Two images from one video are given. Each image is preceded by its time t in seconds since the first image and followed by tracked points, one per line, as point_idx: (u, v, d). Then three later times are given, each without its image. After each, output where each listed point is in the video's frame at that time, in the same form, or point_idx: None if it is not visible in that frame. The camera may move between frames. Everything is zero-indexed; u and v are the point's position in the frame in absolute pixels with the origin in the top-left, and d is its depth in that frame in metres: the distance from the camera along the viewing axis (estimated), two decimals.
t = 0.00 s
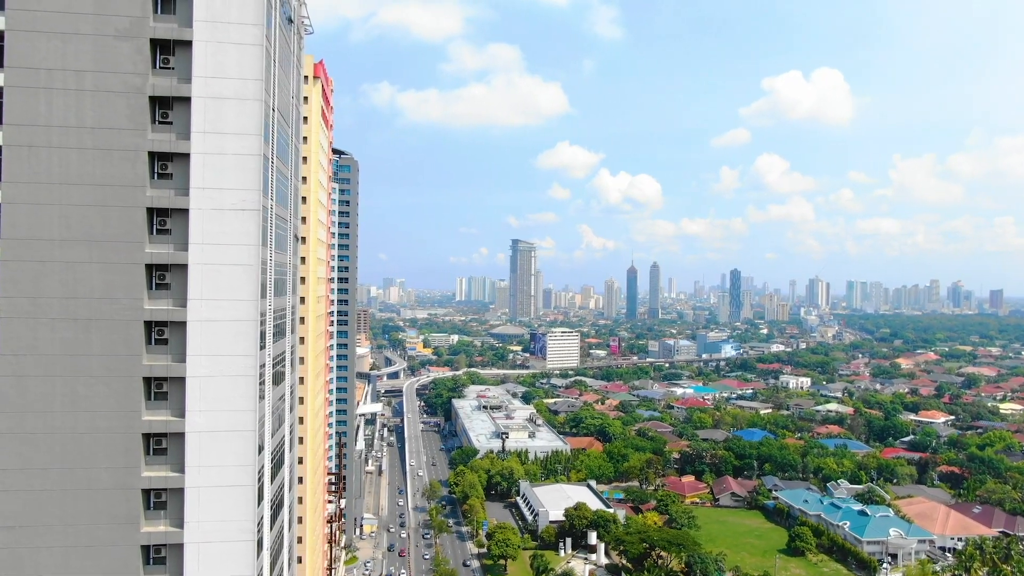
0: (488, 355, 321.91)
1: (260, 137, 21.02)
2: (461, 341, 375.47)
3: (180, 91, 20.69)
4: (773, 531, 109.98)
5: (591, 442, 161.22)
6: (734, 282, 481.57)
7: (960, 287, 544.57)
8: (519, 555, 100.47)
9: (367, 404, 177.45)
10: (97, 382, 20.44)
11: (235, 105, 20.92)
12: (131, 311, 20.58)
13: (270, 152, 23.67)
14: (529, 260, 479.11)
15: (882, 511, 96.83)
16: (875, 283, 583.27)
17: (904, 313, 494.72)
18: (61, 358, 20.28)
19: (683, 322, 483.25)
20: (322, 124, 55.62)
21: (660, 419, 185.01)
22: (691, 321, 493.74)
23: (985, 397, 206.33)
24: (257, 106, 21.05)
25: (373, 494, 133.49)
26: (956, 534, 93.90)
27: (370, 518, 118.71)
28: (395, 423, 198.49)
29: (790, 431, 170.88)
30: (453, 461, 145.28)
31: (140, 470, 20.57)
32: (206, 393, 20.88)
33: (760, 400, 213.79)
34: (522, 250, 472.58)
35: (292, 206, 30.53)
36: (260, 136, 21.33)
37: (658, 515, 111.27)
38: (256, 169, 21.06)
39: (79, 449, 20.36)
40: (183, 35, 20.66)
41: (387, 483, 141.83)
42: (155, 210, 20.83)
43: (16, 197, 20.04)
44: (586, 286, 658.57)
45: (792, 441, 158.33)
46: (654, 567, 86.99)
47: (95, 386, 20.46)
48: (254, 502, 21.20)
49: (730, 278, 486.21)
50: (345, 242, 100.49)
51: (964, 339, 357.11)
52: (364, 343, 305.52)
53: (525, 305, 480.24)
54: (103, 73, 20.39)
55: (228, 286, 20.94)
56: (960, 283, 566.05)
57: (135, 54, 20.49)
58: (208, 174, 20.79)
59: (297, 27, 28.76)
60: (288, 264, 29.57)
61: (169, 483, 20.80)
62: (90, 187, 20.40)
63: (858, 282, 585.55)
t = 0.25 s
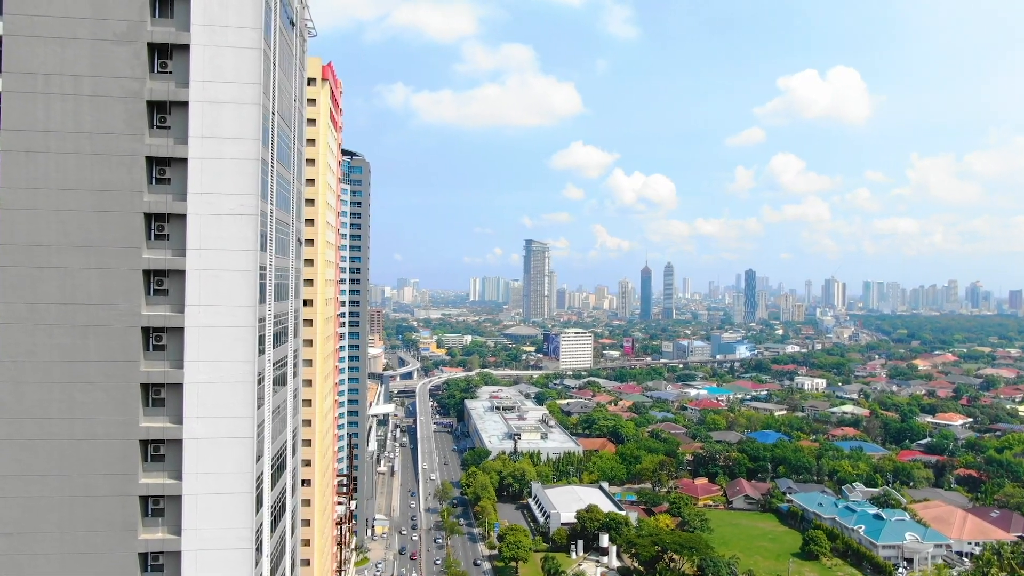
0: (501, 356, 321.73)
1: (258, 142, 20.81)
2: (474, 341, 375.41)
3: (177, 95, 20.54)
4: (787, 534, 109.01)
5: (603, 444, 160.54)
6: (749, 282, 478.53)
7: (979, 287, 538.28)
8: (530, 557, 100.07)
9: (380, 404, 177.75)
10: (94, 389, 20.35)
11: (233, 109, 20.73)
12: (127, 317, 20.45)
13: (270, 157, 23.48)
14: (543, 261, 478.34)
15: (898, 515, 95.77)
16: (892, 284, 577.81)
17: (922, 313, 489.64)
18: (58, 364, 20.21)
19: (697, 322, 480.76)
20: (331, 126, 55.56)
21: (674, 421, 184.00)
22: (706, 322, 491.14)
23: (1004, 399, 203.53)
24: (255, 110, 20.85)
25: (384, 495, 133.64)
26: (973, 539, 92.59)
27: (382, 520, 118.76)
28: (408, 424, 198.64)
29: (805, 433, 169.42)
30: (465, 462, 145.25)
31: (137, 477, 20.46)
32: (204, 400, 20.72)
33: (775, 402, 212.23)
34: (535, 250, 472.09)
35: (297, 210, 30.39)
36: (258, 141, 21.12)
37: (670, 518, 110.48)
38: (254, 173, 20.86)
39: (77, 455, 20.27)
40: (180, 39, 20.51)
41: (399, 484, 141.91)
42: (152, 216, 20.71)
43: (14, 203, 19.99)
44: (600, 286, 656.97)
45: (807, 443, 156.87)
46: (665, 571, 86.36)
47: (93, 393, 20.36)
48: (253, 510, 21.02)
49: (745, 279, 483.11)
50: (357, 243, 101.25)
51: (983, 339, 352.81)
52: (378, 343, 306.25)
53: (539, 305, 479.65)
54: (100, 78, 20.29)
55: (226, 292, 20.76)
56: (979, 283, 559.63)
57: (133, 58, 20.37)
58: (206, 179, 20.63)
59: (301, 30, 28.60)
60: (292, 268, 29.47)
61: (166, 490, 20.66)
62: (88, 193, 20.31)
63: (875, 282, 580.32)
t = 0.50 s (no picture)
0: (514, 356, 321.49)
1: (255, 147, 20.62)
2: (487, 341, 375.49)
3: (174, 99, 20.37)
4: (801, 538, 108.08)
5: (615, 446, 159.82)
6: (763, 283, 475.74)
7: (998, 288, 532.16)
8: (541, 560, 99.67)
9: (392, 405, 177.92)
10: (92, 395, 20.24)
11: (230, 113, 20.53)
12: (124, 324, 20.31)
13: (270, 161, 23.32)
14: (556, 261, 477.37)
15: (914, 519, 94.54)
16: (908, 284, 572.53)
17: (939, 314, 484.66)
18: (56, 370, 20.10)
19: (711, 323, 478.91)
20: (339, 128, 55.48)
21: (687, 422, 183.02)
22: (720, 322, 488.66)
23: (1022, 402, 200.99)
24: (253, 114, 20.65)
25: (396, 496, 133.85)
26: (991, 544, 91.29)
27: (393, 521, 118.73)
28: (420, 425, 198.63)
29: (820, 435, 168.02)
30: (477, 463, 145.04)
31: (134, 484, 20.34)
32: (201, 407, 20.54)
33: (789, 403, 210.70)
34: (549, 251, 471.34)
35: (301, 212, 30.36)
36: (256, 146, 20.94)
37: (682, 521, 109.65)
38: (252, 178, 20.66)
39: (74, 462, 20.16)
40: (178, 43, 20.39)
41: (411, 485, 142.03)
42: (149, 222, 20.58)
43: (11, 209, 19.90)
44: (613, 287, 655.39)
45: (822, 445, 155.35)
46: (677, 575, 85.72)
47: (90, 399, 20.24)
48: (250, 517, 20.85)
49: (759, 279, 480.32)
50: (369, 245, 101.64)
51: (1002, 341, 348.64)
52: (391, 344, 306.67)
53: (552, 305, 479.09)
54: (97, 82, 20.16)
55: (224, 298, 20.59)
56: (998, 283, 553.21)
57: (130, 63, 20.24)
58: (203, 184, 20.46)
59: (302, 33, 28.44)
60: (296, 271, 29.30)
61: (163, 497, 20.51)
62: (85, 198, 20.18)
63: (891, 283, 575.33)
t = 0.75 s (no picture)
0: (528, 357, 321.06)
1: (253, 152, 20.42)
2: (500, 342, 375.30)
3: (172, 105, 20.25)
4: (815, 541, 107.11)
5: (628, 447, 159.08)
6: (779, 283, 472.42)
7: (1017, 288, 525.40)
8: (552, 563, 99.20)
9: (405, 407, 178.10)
10: (89, 402, 20.15)
11: (227, 119, 20.36)
12: (122, 330, 20.20)
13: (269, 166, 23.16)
14: (569, 262, 476.52)
15: (931, 523, 93.46)
16: (926, 284, 566.56)
17: (958, 315, 479.19)
18: (54, 377, 20.04)
19: (726, 323, 476.29)
20: (348, 131, 55.42)
21: (700, 424, 181.92)
22: (735, 323, 485.78)
23: None
24: (250, 120, 20.45)
25: (408, 498, 133.98)
26: (1009, 549, 89.89)
27: (405, 523, 118.63)
28: (433, 426, 198.65)
29: (835, 438, 166.44)
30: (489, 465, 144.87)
31: (131, 492, 20.22)
32: (198, 414, 20.38)
33: (804, 405, 208.94)
34: (562, 251, 470.38)
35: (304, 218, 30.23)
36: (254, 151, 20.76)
37: (695, 524, 108.88)
38: (249, 184, 20.46)
39: (72, 470, 20.07)
40: (175, 48, 20.24)
41: (423, 486, 142.11)
42: (147, 228, 20.46)
43: (9, 216, 19.86)
44: (627, 287, 653.18)
45: (837, 448, 153.86)
46: None
47: (88, 407, 20.15)
48: (247, 525, 20.63)
49: (775, 279, 477.08)
50: (380, 246, 101.90)
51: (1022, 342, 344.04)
52: (404, 345, 307.24)
53: (566, 306, 478.07)
54: (95, 88, 20.07)
55: (221, 305, 20.41)
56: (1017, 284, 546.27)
57: (127, 69, 20.13)
58: (200, 190, 20.30)
59: (304, 37, 28.28)
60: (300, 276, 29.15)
61: (160, 505, 20.36)
62: (82, 205, 20.10)
63: (908, 283, 569.61)
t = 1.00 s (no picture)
0: (542, 358, 320.61)
1: (252, 158, 20.25)
2: (515, 343, 375.20)
3: (170, 111, 20.15)
4: (831, 545, 106.00)
5: (642, 449, 158.36)
6: (795, 284, 468.85)
7: None
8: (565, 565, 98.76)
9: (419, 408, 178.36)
10: (89, 410, 20.06)
11: (226, 124, 20.20)
12: (121, 338, 20.09)
13: (272, 171, 22.98)
14: (585, 262, 475.38)
15: (949, 528, 92.31)
16: (946, 285, 560.17)
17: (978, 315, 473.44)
18: (54, 385, 19.96)
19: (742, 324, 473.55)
20: (358, 133, 55.47)
21: (715, 426, 180.81)
22: (751, 324, 482.85)
23: None
24: (249, 126, 20.29)
25: (421, 499, 134.18)
26: None
27: (418, 524, 118.65)
28: (447, 427, 198.71)
29: (852, 440, 164.79)
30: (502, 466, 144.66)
31: (130, 500, 20.10)
32: (197, 422, 20.23)
33: (821, 407, 207.19)
34: (577, 252, 469.48)
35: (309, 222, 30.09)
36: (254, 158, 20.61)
37: (709, 527, 108.03)
38: (248, 190, 20.30)
39: (71, 478, 19.99)
40: (174, 54, 20.14)
41: (436, 488, 142.27)
42: (146, 235, 20.35)
43: (9, 224, 19.83)
44: (643, 288, 650.85)
45: (854, 450, 152.18)
46: None
47: (87, 415, 20.05)
48: (247, 534, 20.44)
49: (792, 280, 473.51)
50: (393, 248, 101.82)
51: None
52: (419, 345, 307.74)
53: (581, 307, 477.27)
54: (94, 94, 20.00)
55: (220, 312, 20.24)
56: None
57: (126, 75, 20.04)
58: (199, 197, 20.15)
59: (308, 41, 28.14)
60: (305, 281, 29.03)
61: (159, 513, 20.24)
62: (82, 212, 20.03)
63: (928, 283, 563.35)
